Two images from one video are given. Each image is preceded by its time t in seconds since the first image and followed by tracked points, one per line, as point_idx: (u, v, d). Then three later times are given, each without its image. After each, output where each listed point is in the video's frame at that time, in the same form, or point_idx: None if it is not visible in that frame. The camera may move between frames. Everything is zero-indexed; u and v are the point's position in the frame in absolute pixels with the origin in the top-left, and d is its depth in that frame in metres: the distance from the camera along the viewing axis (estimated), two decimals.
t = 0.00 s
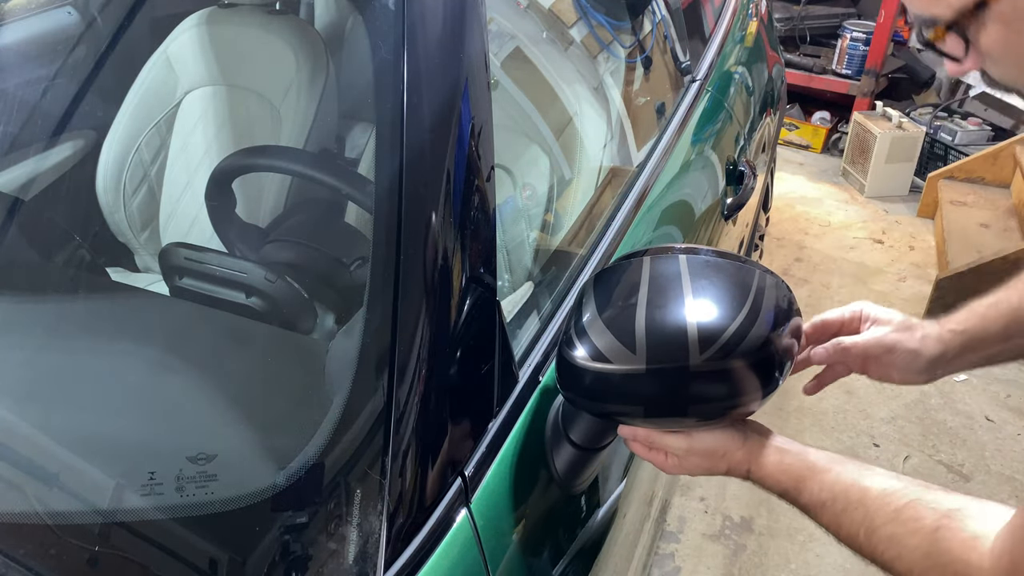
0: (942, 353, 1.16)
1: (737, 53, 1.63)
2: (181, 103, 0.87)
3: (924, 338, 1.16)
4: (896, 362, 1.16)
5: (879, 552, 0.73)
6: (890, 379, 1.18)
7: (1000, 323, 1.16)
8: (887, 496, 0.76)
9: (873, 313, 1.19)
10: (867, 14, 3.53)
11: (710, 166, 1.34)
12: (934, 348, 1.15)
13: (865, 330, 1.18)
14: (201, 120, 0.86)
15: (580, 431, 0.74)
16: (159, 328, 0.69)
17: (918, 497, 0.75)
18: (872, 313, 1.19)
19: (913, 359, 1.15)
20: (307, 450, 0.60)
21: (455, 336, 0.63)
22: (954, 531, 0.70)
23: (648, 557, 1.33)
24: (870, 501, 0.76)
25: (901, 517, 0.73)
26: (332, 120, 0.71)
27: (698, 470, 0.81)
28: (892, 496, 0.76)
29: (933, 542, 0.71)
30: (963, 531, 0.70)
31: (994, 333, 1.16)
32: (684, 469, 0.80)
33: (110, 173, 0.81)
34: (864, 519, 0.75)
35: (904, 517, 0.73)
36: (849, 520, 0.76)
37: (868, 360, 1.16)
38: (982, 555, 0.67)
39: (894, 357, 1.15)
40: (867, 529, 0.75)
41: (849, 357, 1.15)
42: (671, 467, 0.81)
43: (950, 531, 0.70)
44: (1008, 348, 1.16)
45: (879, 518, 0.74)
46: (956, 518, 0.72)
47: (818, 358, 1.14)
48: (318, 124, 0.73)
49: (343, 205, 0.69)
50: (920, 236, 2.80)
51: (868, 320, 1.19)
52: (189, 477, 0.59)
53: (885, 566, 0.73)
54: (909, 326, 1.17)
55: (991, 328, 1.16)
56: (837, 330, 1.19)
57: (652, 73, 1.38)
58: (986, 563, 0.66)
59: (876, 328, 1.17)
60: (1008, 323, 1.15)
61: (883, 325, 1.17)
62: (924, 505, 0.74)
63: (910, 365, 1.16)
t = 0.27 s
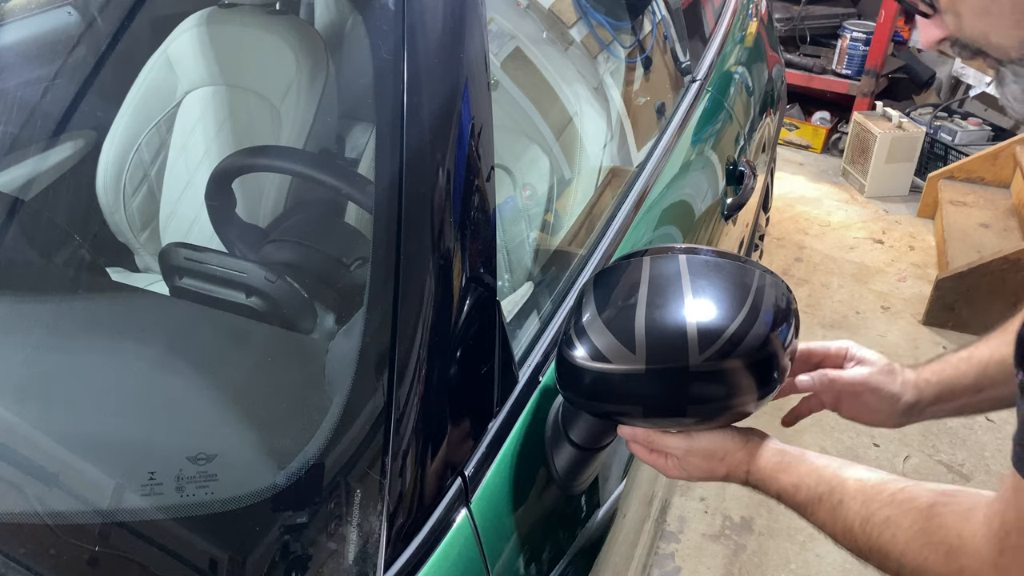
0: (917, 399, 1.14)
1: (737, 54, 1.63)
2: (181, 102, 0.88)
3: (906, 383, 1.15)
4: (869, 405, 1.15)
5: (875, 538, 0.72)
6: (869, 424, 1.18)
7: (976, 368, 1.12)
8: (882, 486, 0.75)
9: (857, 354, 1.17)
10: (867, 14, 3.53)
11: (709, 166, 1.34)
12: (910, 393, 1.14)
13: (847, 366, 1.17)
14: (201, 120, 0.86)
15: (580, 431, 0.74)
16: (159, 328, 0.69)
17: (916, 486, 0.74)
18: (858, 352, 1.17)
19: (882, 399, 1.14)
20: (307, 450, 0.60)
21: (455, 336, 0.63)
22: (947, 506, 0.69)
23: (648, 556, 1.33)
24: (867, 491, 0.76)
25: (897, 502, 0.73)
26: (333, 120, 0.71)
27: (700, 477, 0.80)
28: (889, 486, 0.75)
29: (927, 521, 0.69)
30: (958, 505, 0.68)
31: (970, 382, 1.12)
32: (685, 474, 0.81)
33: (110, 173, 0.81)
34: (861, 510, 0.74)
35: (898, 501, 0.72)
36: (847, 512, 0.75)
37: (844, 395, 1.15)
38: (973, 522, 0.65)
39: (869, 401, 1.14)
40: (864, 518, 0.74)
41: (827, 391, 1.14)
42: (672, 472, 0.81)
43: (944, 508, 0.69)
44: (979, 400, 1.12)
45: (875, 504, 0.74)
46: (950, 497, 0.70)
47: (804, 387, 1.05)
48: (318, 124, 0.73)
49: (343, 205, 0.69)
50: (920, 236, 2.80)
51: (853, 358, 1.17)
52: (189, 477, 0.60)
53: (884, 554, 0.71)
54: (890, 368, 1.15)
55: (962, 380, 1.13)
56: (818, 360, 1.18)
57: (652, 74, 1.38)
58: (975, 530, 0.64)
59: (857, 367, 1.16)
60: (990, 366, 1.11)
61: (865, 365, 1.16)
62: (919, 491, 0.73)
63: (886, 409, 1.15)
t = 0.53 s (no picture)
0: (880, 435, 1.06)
1: (737, 54, 1.63)
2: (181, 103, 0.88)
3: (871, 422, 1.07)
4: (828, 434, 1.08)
5: (871, 530, 0.70)
6: (825, 448, 1.12)
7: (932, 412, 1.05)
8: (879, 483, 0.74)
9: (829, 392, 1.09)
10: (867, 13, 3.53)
11: (709, 166, 1.34)
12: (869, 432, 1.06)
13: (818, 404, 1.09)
14: (201, 120, 0.86)
15: (580, 431, 0.74)
16: (160, 328, 0.69)
17: (914, 482, 0.73)
18: (829, 390, 1.09)
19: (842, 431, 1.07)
20: (307, 450, 0.60)
21: (455, 336, 0.63)
22: (942, 495, 0.68)
23: (648, 557, 1.33)
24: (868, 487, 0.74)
25: (894, 494, 0.72)
26: (333, 120, 0.71)
27: (705, 482, 0.80)
28: (886, 483, 0.74)
29: (922, 511, 0.68)
30: (950, 493, 0.68)
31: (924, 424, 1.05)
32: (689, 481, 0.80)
33: (110, 173, 0.81)
34: (859, 504, 0.73)
35: (896, 494, 0.71)
36: (845, 507, 0.73)
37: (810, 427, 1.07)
38: (966, 506, 0.64)
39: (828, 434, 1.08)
40: (862, 510, 0.72)
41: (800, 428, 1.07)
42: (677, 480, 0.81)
43: (938, 496, 0.68)
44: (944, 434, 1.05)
45: (872, 497, 0.72)
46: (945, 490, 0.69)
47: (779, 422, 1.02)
48: (318, 124, 0.73)
49: (343, 205, 0.69)
50: (920, 236, 2.80)
51: (822, 396, 1.09)
52: (189, 477, 0.60)
53: (879, 547, 0.69)
54: (860, 409, 1.07)
55: (920, 418, 1.05)
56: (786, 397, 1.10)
57: (652, 74, 1.38)
58: (968, 513, 0.63)
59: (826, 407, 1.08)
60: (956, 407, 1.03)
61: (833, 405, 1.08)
62: (915, 486, 0.72)
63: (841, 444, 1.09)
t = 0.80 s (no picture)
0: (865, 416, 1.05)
1: (737, 54, 1.63)
2: (181, 102, 0.88)
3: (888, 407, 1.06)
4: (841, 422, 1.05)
5: (877, 528, 0.68)
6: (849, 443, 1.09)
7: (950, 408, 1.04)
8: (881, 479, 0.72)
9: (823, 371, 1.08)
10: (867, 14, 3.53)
11: (709, 166, 1.34)
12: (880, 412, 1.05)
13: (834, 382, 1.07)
14: (201, 120, 0.86)
15: (580, 431, 0.74)
16: (160, 328, 0.69)
17: (915, 477, 0.71)
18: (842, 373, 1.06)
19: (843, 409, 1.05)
20: (307, 450, 0.60)
21: (455, 336, 0.63)
22: (948, 486, 0.66)
23: (648, 557, 1.33)
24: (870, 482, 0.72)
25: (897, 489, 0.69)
26: (333, 120, 0.71)
27: (694, 484, 0.79)
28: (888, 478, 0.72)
29: (929, 503, 0.66)
30: (955, 484, 0.66)
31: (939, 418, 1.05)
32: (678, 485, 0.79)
33: (110, 173, 0.81)
34: (862, 501, 0.70)
35: (900, 488, 0.69)
36: (847, 506, 0.71)
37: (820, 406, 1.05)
38: (974, 497, 0.62)
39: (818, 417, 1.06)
40: (866, 505, 0.70)
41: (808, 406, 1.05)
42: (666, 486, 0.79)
43: (943, 487, 0.66)
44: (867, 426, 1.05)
45: (875, 493, 0.70)
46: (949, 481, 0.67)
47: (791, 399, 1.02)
48: (318, 124, 0.73)
49: (343, 205, 0.69)
50: (920, 236, 2.80)
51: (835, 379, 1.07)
52: (189, 477, 0.60)
53: (886, 545, 0.67)
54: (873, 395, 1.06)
55: (937, 411, 1.05)
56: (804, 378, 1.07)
57: (652, 74, 1.38)
58: (977, 502, 0.62)
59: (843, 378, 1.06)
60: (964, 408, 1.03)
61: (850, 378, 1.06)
62: (919, 480, 0.70)
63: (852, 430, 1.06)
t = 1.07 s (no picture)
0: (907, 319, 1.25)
1: (737, 54, 1.63)
2: (181, 102, 0.88)
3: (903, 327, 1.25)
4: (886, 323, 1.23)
5: (888, 530, 0.66)
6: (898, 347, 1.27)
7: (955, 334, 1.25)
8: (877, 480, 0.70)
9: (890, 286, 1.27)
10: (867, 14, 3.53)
11: (709, 166, 1.34)
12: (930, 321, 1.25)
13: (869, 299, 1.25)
14: (201, 119, 0.86)
15: (580, 431, 0.75)
16: (160, 329, 0.69)
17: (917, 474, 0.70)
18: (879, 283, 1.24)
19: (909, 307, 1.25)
20: (307, 450, 0.60)
21: (455, 336, 0.63)
22: (960, 486, 0.65)
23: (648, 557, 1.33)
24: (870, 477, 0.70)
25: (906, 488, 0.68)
26: (332, 121, 0.71)
27: (679, 479, 0.75)
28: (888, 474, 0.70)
29: (943, 504, 0.65)
30: (969, 484, 0.65)
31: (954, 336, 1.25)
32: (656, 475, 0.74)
33: (110, 173, 0.81)
34: (868, 498, 0.68)
35: (910, 487, 0.67)
36: (852, 504, 0.69)
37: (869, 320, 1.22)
38: (994, 500, 0.61)
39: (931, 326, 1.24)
40: (873, 506, 0.68)
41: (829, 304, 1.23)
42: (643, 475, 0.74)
43: (956, 488, 0.65)
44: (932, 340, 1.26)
45: (883, 492, 0.68)
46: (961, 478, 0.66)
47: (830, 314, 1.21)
48: (318, 124, 0.73)
49: (343, 205, 0.69)
50: (920, 236, 2.80)
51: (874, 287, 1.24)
52: (189, 477, 0.60)
53: (901, 547, 0.65)
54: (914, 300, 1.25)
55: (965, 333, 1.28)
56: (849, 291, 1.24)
57: (652, 74, 1.38)
58: (998, 506, 0.61)
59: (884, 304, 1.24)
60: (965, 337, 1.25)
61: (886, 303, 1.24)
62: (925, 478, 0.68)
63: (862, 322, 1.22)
